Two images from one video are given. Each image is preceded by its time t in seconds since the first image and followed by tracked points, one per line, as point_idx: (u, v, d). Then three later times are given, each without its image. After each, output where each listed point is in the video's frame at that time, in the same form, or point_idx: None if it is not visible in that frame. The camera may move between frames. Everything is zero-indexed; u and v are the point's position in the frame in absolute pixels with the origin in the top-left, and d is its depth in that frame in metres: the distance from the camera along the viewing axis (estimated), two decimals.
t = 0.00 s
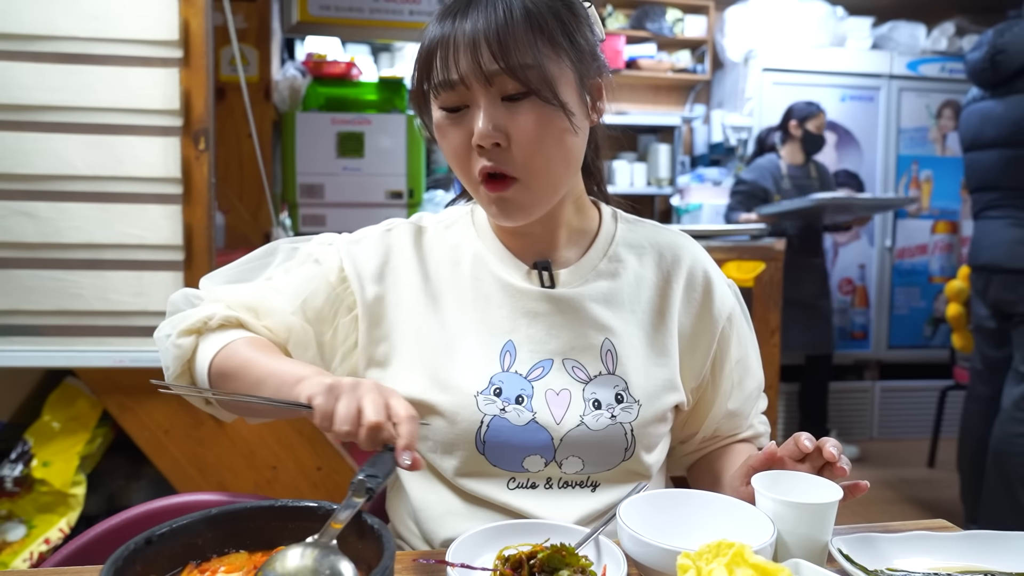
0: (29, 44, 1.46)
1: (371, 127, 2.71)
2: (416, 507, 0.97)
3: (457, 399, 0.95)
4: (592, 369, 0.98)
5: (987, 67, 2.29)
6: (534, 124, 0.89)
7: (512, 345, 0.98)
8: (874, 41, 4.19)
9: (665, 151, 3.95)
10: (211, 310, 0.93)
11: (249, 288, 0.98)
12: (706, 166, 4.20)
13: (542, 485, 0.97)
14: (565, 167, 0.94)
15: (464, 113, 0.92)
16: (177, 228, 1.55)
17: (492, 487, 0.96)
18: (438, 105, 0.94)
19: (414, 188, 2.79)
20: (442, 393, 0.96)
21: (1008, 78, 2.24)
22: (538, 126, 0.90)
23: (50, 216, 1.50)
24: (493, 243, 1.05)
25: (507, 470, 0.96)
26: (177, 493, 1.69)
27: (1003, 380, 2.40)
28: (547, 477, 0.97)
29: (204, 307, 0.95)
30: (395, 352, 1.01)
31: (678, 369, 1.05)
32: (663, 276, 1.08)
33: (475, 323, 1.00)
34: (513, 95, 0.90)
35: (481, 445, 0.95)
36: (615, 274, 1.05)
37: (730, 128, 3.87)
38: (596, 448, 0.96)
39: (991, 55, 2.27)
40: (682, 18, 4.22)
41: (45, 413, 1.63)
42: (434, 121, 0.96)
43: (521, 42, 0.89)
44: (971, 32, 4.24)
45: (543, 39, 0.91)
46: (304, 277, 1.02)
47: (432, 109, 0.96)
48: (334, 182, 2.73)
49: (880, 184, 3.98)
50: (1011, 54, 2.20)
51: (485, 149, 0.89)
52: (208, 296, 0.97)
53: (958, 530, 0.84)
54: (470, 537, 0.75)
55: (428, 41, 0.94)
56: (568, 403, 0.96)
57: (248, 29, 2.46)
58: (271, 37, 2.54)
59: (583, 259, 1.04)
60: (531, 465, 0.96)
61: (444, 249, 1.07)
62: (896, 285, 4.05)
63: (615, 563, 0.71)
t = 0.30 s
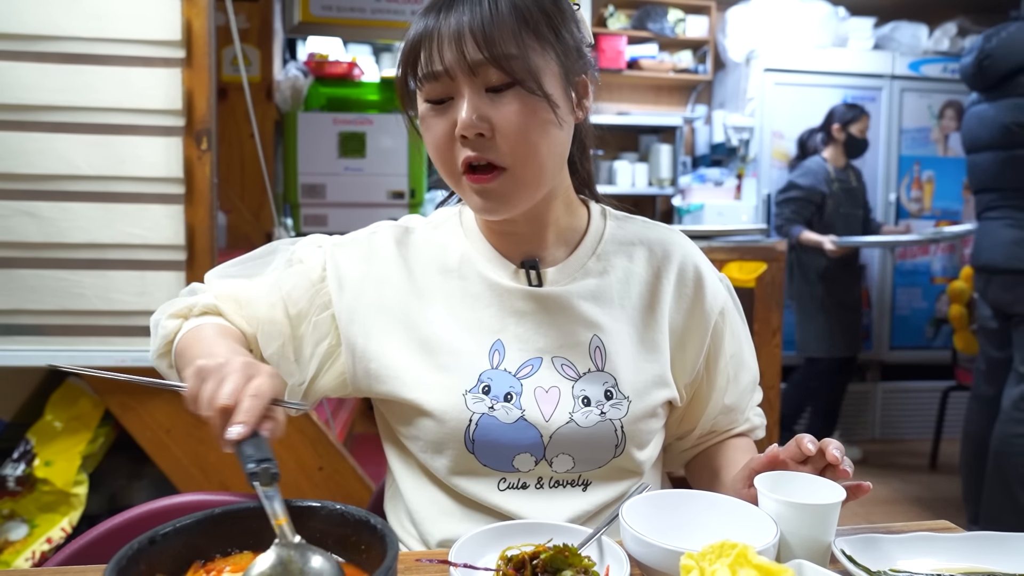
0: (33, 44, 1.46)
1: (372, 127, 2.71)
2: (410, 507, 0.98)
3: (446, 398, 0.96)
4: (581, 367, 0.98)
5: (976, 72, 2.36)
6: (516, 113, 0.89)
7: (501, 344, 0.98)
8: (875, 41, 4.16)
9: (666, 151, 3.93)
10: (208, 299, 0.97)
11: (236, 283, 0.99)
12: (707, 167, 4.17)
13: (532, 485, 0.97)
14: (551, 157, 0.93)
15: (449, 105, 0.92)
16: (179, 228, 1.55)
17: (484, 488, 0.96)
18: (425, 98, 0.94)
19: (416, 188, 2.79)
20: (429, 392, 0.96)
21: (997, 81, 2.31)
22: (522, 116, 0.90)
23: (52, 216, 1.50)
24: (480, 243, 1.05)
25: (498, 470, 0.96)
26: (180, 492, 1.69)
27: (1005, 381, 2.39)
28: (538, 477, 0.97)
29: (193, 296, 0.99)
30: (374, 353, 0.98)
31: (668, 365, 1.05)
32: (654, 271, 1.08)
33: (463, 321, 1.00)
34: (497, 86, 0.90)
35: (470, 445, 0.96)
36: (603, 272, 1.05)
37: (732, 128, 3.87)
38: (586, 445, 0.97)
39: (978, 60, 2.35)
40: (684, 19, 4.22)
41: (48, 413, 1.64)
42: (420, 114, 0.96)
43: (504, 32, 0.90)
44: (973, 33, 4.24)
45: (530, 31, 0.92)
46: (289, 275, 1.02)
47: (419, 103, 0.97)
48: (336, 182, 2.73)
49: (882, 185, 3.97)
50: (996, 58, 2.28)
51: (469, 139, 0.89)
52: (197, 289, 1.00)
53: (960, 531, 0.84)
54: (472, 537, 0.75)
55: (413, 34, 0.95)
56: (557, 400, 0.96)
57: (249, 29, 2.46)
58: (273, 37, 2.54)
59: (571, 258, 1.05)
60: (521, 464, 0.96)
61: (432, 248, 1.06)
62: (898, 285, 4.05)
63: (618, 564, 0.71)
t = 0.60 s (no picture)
0: (35, 45, 1.46)
1: (374, 128, 2.70)
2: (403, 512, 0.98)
3: (434, 403, 0.96)
4: (570, 368, 0.99)
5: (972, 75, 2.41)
6: (505, 126, 0.90)
7: (489, 348, 0.98)
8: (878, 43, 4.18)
9: (667, 153, 3.95)
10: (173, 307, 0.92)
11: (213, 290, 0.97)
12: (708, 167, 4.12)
13: (525, 488, 0.97)
14: (538, 167, 0.94)
15: (437, 115, 0.92)
16: (181, 229, 1.55)
17: (477, 492, 0.97)
18: (412, 106, 0.94)
19: (417, 189, 2.79)
20: (417, 398, 0.96)
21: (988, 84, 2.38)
22: (512, 127, 0.90)
23: (54, 216, 1.50)
24: (466, 247, 1.05)
25: (491, 474, 0.97)
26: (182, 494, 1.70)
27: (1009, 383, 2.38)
28: (531, 479, 0.97)
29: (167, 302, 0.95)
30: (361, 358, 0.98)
31: (657, 362, 1.06)
32: (640, 268, 1.08)
33: (451, 325, 1.00)
34: (487, 98, 0.90)
35: (462, 449, 0.96)
36: (589, 272, 1.05)
37: (734, 130, 3.87)
38: (577, 446, 0.97)
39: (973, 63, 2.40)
40: (685, 20, 4.21)
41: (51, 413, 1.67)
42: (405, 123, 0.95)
43: (494, 43, 0.90)
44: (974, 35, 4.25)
45: (519, 42, 0.92)
46: (272, 283, 1.01)
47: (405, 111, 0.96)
48: (338, 183, 2.73)
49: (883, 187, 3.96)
50: (989, 61, 2.33)
51: (458, 151, 0.89)
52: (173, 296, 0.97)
53: (962, 534, 0.84)
54: (474, 538, 0.75)
55: (400, 42, 0.94)
56: (547, 402, 0.97)
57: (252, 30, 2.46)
58: (275, 38, 2.56)
59: (556, 259, 1.05)
60: (514, 467, 0.96)
61: (418, 254, 1.05)
62: (899, 287, 4.05)
63: (619, 565, 0.71)
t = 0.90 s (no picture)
0: (37, 46, 1.46)
1: (376, 129, 2.71)
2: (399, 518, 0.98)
3: (426, 407, 0.96)
4: (560, 369, 0.99)
5: (970, 80, 2.47)
6: (522, 138, 0.91)
7: (479, 351, 0.99)
8: (879, 45, 4.16)
9: (669, 154, 3.96)
10: (154, 321, 0.92)
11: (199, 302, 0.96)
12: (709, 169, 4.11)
13: (519, 489, 0.98)
14: (546, 177, 0.96)
15: (451, 122, 0.91)
16: (183, 230, 1.56)
17: (473, 495, 0.97)
18: (423, 110, 0.92)
19: (419, 190, 2.79)
20: (408, 403, 0.96)
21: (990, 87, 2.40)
22: (529, 140, 0.92)
23: (57, 217, 1.50)
24: (454, 252, 1.05)
25: (484, 477, 0.97)
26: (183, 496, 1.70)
27: (1017, 386, 2.36)
28: (524, 480, 0.97)
29: (151, 317, 0.94)
30: (353, 366, 0.99)
31: (646, 361, 1.06)
32: (627, 268, 1.08)
33: (441, 329, 1.00)
34: (506, 109, 0.91)
35: (455, 453, 0.96)
36: (577, 273, 1.05)
37: (735, 132, 3.89)
38: (569, 447, 0.97)
39: (972, 69, 2.45)
40: (687, 22, 4.21)
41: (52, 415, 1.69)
42: (413, 125, 0.94)
43: (517, 55, 0.90)
44: (976, 37, 4.25)
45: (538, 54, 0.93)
46: (259, 294, 1.00)
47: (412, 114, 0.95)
48: (340, 184, 2.73)
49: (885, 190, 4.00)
50: (986, 66, 2.37)
51: (475, 162, 0.90)
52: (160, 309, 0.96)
53: (964, 536, 0.84)
54: (476, 540, 0.75)
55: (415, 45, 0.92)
56: (538, 404, 0.97)
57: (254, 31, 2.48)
58: (277, 40, 2.57)
59: (544, 261, 1.05)
60: (507, 469, 0.97)
61: (406, 259, 1.05)
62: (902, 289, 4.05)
63: (621, 568, 0.71)
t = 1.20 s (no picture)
0: (42, 45, 1.46)
1: (379, 130, 2.72)
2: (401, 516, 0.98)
3: (427, 404, 0.96)
4: (560, 366, 0.99)
5: (974, 84, 2.47)
6: (548, 147, 0.93)
7: (481, 350, 0.99)
8: (882, 47, 4.17)
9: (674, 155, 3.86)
10: (162, 332, 0.93)
11: (202, 312, 0.97)
12: (712, 170, 4.10)
13: (521, 487, 0.97)
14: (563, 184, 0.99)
15: (478, 129, 0.92)
16: (186, 230, 1.56)
17: (475, 493, 0.96)
18: (449, 116, 0.93)
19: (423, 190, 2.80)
20: (409, 401, 0.96)
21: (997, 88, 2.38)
22: (554, 148, 0.94)
23: (61, 216, 1.51)
24: (455, 253, 1.05)
25: (486, 474, 0.97)
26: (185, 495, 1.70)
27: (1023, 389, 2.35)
28: (526, 478, 0.97)
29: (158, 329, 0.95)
30: (355, 366, 0.99)
31: (646, 360, 1.06)
32: (627, 268, 1.08)
33: (442, 328, 1.00)
34: (532, 118, 0.93)
35: (456, 451, 0.96)
36: (578, 273, 1.05)
37: (738, 133, 3.87)
38: (570, 443, 0.97)
39: (975, 72, 2.47)
40: (690, 23, 4.21)
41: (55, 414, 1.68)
42: (438, 130, 0.94)
43: (549, 66, 0.92)
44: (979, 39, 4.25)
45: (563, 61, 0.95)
46: (263, 301, 1.01)
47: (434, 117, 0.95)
48: (343, 184, 2.73)
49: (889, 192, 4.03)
50: (991, 70, 2.38)
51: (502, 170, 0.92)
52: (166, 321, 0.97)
53: (968, 538, 0.84)
54: (480, 540, 0.75)
55: (444, 48, 0.91)
56: (539, 400, 0.97)
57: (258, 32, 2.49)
58: (281, 41, 2.59)
59: (544, 262, 1.05)
60: (508, 466, 0.96)
61: (408, 259, 1.05)
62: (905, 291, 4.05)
63: (625, 568, 0.71)
